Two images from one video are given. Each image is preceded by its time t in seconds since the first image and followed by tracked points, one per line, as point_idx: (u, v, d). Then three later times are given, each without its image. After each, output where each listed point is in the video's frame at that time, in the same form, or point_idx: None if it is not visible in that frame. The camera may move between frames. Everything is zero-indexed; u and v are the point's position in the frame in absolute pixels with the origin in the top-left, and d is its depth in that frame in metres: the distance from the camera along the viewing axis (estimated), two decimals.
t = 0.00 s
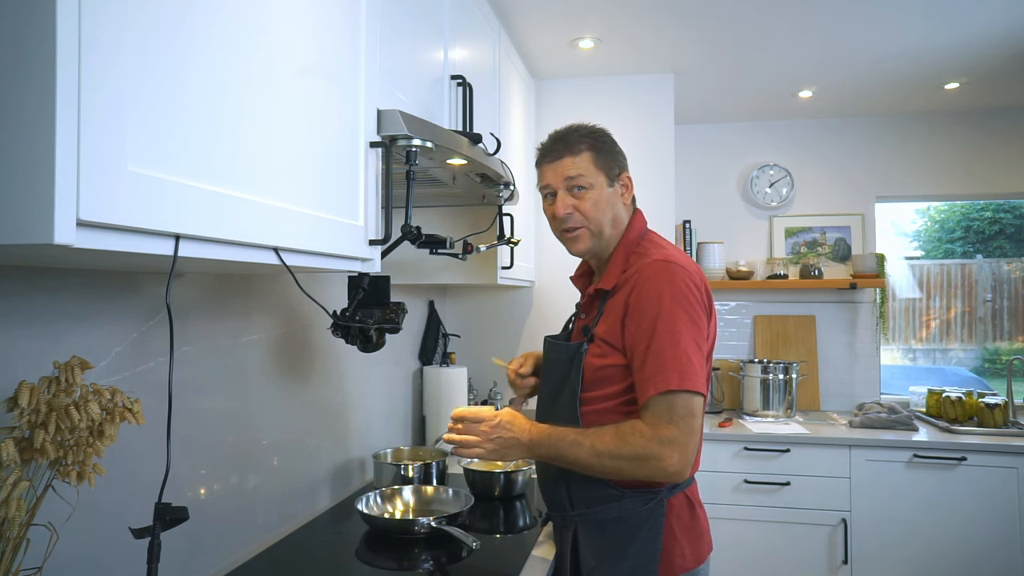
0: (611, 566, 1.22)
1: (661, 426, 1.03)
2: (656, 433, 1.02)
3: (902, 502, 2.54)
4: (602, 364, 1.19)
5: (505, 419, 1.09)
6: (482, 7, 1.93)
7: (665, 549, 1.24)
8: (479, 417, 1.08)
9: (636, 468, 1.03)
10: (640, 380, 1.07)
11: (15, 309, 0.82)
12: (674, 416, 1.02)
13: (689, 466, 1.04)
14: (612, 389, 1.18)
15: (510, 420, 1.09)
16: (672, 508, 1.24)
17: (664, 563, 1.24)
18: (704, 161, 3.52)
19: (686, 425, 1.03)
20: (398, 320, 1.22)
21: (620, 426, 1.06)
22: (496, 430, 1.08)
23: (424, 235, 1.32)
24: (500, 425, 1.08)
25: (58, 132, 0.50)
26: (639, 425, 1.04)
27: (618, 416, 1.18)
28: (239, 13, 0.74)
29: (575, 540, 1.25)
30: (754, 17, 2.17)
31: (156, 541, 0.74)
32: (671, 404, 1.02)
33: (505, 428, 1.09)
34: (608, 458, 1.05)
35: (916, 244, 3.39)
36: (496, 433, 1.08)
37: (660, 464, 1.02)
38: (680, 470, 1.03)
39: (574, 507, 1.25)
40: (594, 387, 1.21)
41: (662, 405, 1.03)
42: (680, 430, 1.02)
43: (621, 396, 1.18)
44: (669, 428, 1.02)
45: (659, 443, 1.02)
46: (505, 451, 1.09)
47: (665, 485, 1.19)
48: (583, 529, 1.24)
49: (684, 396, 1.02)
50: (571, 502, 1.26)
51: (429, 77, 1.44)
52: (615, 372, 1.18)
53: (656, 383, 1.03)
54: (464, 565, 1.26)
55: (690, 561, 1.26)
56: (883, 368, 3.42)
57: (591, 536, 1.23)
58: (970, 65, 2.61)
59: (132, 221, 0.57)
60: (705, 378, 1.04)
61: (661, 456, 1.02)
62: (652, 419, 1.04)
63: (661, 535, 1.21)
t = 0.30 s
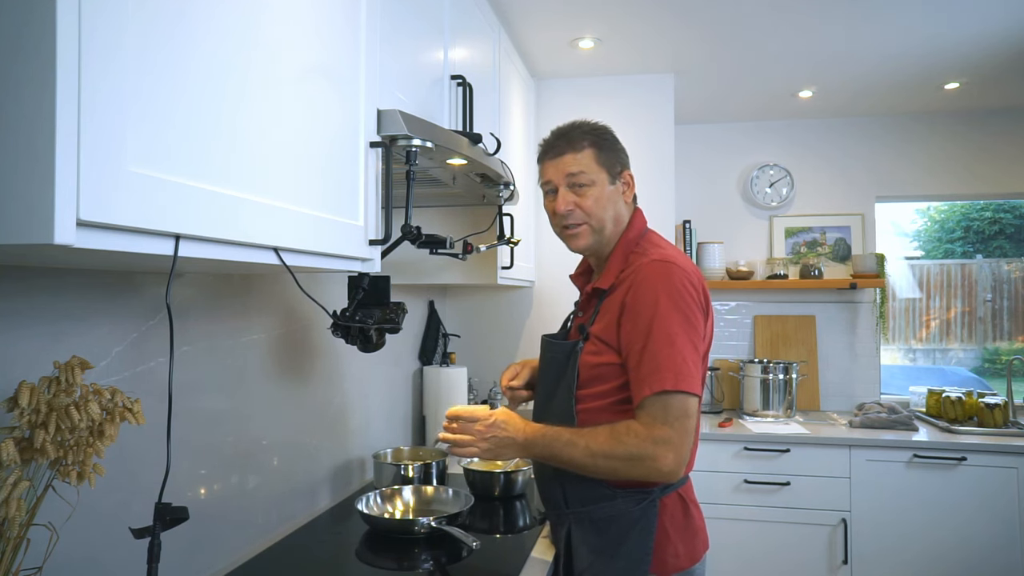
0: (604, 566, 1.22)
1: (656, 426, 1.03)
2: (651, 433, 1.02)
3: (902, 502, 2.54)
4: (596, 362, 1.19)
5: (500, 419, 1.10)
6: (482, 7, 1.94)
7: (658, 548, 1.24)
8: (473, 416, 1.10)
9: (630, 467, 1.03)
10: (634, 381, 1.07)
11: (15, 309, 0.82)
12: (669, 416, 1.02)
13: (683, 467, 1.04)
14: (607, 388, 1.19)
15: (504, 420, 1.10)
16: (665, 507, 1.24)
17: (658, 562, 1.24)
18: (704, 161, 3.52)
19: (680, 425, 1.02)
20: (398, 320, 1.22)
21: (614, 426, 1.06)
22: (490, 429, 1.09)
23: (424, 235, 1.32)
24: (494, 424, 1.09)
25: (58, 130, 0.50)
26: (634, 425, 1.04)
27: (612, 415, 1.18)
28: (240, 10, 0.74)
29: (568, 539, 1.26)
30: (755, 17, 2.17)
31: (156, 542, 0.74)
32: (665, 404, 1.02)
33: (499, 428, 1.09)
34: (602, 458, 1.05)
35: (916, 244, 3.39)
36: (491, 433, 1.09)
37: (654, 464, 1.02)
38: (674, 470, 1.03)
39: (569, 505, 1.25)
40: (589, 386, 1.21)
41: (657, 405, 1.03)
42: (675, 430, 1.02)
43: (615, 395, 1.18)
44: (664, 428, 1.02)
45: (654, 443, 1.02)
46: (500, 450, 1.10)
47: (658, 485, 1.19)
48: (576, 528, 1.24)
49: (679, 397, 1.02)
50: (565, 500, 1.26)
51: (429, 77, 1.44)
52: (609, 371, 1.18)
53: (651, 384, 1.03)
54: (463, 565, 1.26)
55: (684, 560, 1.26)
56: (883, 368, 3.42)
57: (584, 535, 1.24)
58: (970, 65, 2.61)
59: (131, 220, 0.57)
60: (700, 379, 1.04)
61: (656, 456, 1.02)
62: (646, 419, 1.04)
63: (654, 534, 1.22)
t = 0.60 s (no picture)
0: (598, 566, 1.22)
1: (647, 429, 1.03)
2: (641, 436, 1.02)
3: (902, 502, 2.54)
4: (592, 362, 1.19)
5: (495, 422, 1.10)
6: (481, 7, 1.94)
7: (653, 549, 1.23)
8: (467, 415, 1.10)
9: (621, 471, 1.03)
10: (628, 382, 1.07)
11: (15, 309, 0.82)
12: (660, 419, 1.02)
13: (675, 470, 1.03)
14: (602, 389, 1.19)
15: (499, 423, 1.11)
16: (660, 508, 1.23)
17: (652, 562, 1.23)
18: (704, 161, 3.52)
19: (671, 429, 1.02)
20: (397, 320, 1.22)
21: (605, 429, 1.06)
22: (485, 431, 1.10)
23: (424, 235, 1.32)
24: (490, 427, 1.10)
25: (58, 130, 0.50)
26: (625, 428, 1.04)
27: (606, 416, 1.18)
28: (239, 9, 0.74)
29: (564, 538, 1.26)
30: (755, 17, 2.17)
31: (156, 541, 0.74)
32: (656, 407, 1.02)
33: (492, 430, 1.10)
34: (594, 461, 1.05)
35: (916, 244, 3.39)
36: (486, 435, 1.10)
37: (644, 468, 1.02)
38: (664, 473, 1.03)
39: (564, 504, 1.25)
40: (584, 387, 1.21)
41: (647, 408, 1.03)
42: (665, 433, 1.02)
43: (609, 397, 1.18)
44: (654, 431, 1.02)
45: (643, 446, 1.02)
46: (493, 452, 1.11)
47: (653, 487, 1.19)
48: (572, 527, 1.25)
49: (670, 400, 1.02)
50: (561, 500, 1.26)
51: (429, 76, 1.44)
52: (604, 372, 1.18)
53: (641, 385, 1.03)
54: (463, 565, 1.26)
55: (679, 563, 1.24)
56: (883, 368, 3.42)
57: (579, 535, 1.24)
58: (970, 65, 2.61)
59: (131, 220, 0.57)
60: (692, 381, 1.03)
61: (646, 459, 1.02)
62: (637, 422, 1.03)
63: (648, 536, 1.21)
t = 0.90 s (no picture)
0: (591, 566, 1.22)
1: (633, 430, 1.03)
2: (628, 437, 1.02)
3: (902, 502, 2.54)
4: (584, 362, 1.20)
5: (487, 427, 1.09)
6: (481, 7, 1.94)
7: (646, 550, 1.22)
8: (462, 423, 1.08)
9: (607, 472, 1.03)
10: (617, 382, 1.07)
11: (15, 309, 0.82)
12: (647, 420, 1.02)
13: (662, 471, 1.03)
14: (595, 389, 1.19)
15: (491, 428, 1.10)
16: (654, 510, 1.22)
17: (645, 563, 1.23)
18: (704, 161, 3.52)
19: (658, 429, 1.02)
20: (398, 320, 1.22)
21: (594, 430, 1.06)
22: (478, 437, 1.09)
23: (424, 235, 1.32)
24: (482, 433, 1.09)
25: (58, 130, 0.50)
26: (612, 429, 1.04)
27: (599, 417, 1.18)
28: (240, 9, 0.74)
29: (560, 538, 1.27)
30: (755, 17, 2.17)
31: (156, 541, 0.74)
32: (643, 407, 1.02)
33: (484, 436, 1.09)
34: (582, 462, 1.05)
35: (916, 244, 3.39)
36: (478, 441, 1.09)
37: (631, 468, 1.02)
38: (652, 474, 1.02)
39: (560, 504, 1.26)
40: (579, 387, 1.22)
41: (635, 408, 1.03)
42: (652, 434, 1.02)
43: (602, 397, 1.18)
44: (641, 432, 1.02)
45: (630, 447, 1.02)
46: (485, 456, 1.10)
47: (647, 488, 1.19)
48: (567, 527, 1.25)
49: (658, 400, 1.02)
50: (558, 499, 1.27)
51: (429, 76, 1.44)
52: (595, 372, 1.19)
53: (629, 385, 1.03)
54: (463, 565, 1.26)
55: (674, 565, 1.23)
56: (883, 368, 3.41)
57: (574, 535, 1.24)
58: (970, 64, 2.61)
59: (131, 220, 0.57)
60: (681, 383, 1.03)
61: (632, 460, 1.02)
62: (625, 422, 1.03)
63: (641, 537, 1.21)
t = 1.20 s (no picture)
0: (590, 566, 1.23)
1: (630, 430, 1.02)
2: (625, 436, 1.02)
3: (902, 502, 2.54)
4: (581, 362, 1.20)
5: (484, 429, 1.10)
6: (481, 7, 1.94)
7: (644, 550, 1.22)
8: (456, 428, 1.08)
9: (605, 471, 1.03)
10: (614, 381, 1.07)
11: (15, 309, 0.82)
12: (644, 420, 1.02)
13: (659, 471, 1.03)
14: (592, 388, 1.19)
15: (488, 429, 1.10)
16: (652, 510, 1.22)
17: (642, 563, 1.22)
18: (704, 161, 3.52)
19: (655, 429, 1.02)
20: (398, 320, 1.22)
21: (590, 430, 1.06)
22: (476, 439, 1.10)
23: (424, 235, 1.32)
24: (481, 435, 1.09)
25: (58, 131, 0.50)
26: (609, 429, 1.04)
27: (596, 416, 1.19)
28: (239, 8, 0.74)
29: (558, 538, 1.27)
30: (756, 17, 2.17)
31: (156, 541, 0.74)
32: (640, 407, 1.02)
33: (481, 437, 1.10)
34: (579, 462, 1.05)
35: (916, 244, 3.39)
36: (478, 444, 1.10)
37: (628, 468, 1.02)
38: (649, 473, 1.02)
39: (558, 505, 1.26)
40: (576, 386, 1.22)
41: (632, 408, 1.03)
42: (650, 434, 1.02)
43: (599, 397, 1.18)
44: (638, 431, 1.02)
45: (627, 447, 1.02)
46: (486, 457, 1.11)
47: (643, 489, 1.19)
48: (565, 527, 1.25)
49: (655, 400, 1.02)
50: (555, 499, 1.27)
51: (429, 76, 1.44)
52: (592, 372, 1.19)
53: (626, 385, 1.03)
54: (463, 565, 1.26)
55: (671, 565, 1.23)
56: (883, 368, 3.42)
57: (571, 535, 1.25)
58: (970, 64, 2.61)
59: (131, 221, 0.57)
60: (677, 383, 1.03)
61: (630, 459, 1.02)
62: (622, 422, 1.03)
63: (639, 537, 1.21)
